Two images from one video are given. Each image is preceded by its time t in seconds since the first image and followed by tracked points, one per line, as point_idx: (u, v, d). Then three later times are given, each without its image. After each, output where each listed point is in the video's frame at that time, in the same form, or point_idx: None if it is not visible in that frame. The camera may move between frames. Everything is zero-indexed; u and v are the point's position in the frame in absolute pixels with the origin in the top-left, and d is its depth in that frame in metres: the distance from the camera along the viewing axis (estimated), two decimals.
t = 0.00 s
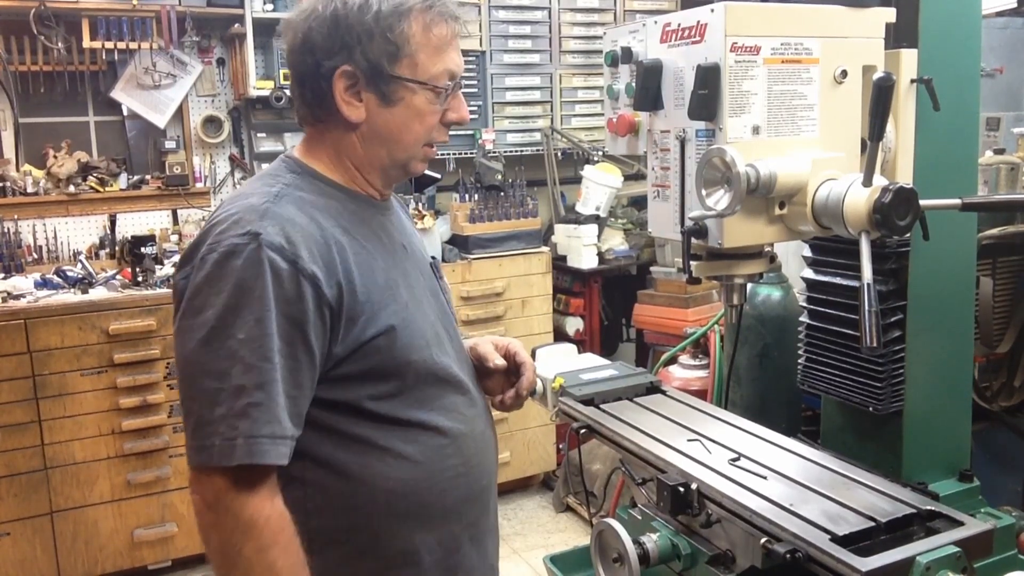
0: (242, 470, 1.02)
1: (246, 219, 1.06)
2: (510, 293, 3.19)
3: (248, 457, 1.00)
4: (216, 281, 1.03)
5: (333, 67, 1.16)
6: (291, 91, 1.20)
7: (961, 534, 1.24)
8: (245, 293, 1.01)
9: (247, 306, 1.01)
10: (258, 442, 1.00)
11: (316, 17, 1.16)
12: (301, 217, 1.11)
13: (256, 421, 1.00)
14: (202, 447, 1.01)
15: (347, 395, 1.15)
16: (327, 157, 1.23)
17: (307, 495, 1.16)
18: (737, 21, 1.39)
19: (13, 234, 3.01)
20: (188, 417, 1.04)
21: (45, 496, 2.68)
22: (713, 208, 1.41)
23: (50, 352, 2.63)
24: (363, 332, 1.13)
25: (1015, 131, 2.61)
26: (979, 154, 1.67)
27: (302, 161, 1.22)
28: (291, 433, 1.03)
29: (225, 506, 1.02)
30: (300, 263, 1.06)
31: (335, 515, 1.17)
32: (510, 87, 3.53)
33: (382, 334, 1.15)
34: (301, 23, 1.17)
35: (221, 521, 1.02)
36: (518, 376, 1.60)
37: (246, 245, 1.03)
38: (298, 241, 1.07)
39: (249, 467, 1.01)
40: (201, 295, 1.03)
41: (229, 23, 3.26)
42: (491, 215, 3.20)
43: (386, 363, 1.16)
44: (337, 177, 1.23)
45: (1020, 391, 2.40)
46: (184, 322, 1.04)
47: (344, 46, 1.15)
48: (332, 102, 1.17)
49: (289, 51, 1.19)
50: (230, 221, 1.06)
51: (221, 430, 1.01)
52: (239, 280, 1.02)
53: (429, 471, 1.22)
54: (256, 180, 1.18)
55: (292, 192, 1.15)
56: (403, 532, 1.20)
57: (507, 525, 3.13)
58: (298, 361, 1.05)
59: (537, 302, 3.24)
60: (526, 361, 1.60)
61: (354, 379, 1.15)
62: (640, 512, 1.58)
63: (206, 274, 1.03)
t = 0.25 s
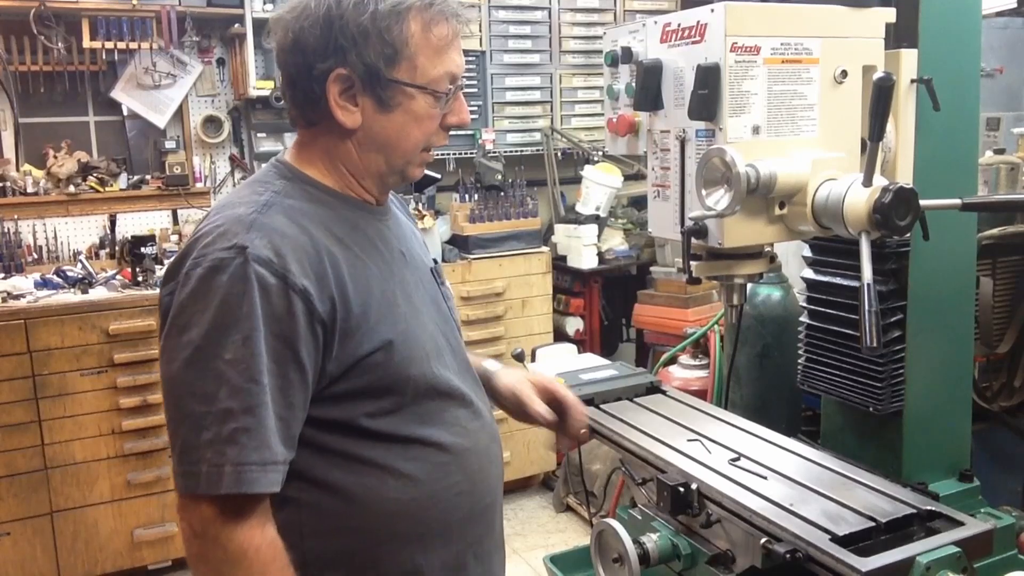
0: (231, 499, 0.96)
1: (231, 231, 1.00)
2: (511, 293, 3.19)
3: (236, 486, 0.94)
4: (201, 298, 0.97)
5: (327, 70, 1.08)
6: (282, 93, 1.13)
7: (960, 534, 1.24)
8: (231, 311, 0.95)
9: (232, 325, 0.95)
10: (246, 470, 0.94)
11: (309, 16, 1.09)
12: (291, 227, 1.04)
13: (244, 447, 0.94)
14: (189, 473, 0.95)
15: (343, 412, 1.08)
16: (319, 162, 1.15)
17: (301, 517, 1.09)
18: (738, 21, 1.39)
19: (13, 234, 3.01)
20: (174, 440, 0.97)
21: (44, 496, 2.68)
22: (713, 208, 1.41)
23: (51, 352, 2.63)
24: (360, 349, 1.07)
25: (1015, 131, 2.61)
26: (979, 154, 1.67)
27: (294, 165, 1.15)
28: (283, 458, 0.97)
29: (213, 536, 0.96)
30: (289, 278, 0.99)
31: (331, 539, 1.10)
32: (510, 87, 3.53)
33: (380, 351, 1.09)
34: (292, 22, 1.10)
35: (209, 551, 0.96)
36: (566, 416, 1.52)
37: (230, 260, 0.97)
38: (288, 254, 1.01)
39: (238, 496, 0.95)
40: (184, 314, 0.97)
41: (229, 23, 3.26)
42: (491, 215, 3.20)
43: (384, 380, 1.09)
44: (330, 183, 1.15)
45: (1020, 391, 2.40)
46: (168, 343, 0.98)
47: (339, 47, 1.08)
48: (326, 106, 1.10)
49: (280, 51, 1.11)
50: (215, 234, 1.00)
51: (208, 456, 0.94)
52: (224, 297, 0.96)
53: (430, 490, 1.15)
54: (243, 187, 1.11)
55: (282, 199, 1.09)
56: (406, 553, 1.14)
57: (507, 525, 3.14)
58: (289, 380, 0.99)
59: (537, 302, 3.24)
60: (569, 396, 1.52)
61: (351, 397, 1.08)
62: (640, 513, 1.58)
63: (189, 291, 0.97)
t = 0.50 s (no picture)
0: (206, 535, 0.95)
1: (216, 248, 0.98)
2: (510, 293, 3.19)
3: (211, 523, 0.93)
4: (183, 316, 0.95)
5: (327, 81, 1.05)
6: (281, 101, 1.10)
7: (961, 534, 1.24)
8: (212, 334, 0.93)
9: (214, 349, 0.93)
10: (221, 507, 0.93)
11: (308, 21, 1.05)
12: (280, 245, 1.02)
13: (220, 482, 0.93)
14: (166, 502, 0.95)
15: (334, 439, 1.07)
16: (319, 172, 1.13)
17: (290, 543, 1.07)
18: (737, 21, 1.38)
19: (13, 234, 3.01)
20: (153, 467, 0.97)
21: (44, 496, 2.68)
22: (713, 208, 1.41)
23: (50, 352, 2.63)
24: (352, 373, 1.04)
25: (1015, 131, 2.61)
26: (979, 154, 1.67)
27: (292, 176, 1.13)
28: (262, 492, 0.96)
29: (187, 568, 0.96)
30: (275, 299, 0.97)
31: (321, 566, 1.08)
32: (510, 87, 3.53)
33: (372, 375, 1.06)
34: (290, 27, 1.06)
35: None
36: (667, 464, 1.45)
37: (213, 279, 0.95)
38: (274, 273, 0.99)
39: (214, 534, 0.95)
40: (167, 333, 0.96)
41: (229, 23, 3.26)
42: (491, 215, 3.20)
43: (375, 405, 1.07)
44: (329, 195, 1.13)
45: (1020, 391, 2.40)
46: (150, 363, 0.97)
47: (341, 57, 1.05)
48: (328, 118, 1.07)
49: (277, 56, 1.08)
50: (200, 250, 0.99)
51: (185, 487, 0.94)
52: (206, 318, 0.94)
53: (425, 519, 1.14)
54: (237, 197, 1.09)
55: (275, 214, 1.07)
56: None
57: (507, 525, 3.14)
58: (274, 408, 0.97)
59: (537, 302, 3.24)
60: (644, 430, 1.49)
61: (342, 423, 1.07)
62: (640, 512, 1.58)
63: (171, 310, 0.96)
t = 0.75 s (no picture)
0: (183, 557, 0.96)
1: (207, 258, 0.98)
2: (510, 293, 3.19)
3: (187, 546, 0.94)
4: (171, 328, 0.95)
5: (333, 87, 1.05)
6: (286, 108, 1.10)
7: (960, 534, 1.24)
8: (198, 348, 0.94)
9: (200, 365, 0.94)
10: (198, 531, 0.94)
11: (313, 26, 1.05)
12: (274, 257, 1.01)
13: (200, 503, 0.94)
14: (148, 519, 0.96)
15: (327, 458, 1.07)
16: (325, 179, 1.13)
17: (281, 561, 1.07)
18: (737, 21, 1.38)
19: (13, 234, 3.01)
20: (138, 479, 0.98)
21: (44, 496, 2.68)
22: (713, 208, 1.42)
23: (50, 352, 2.63)
24: (347, 391, 1.04)
25: (1015, 131, 2.61)
26: (979, 154, 1.67)
27: (295, 183, 1.12)
28: (244, 515, 0.96)
29: None
30: (264, 314, 0.97)
31: None
32: (510, 87, 3.53)
33: (367, 393, 1.06)
34: (295, 32, 1.06)
35: None
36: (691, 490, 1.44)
37: (201, 292, 0.95)
38: (265, 287, 0.98)
39: (191, 558, 0.95)
40: (154, 344, 0.96)
41: (229, 23, 3.26)
42: (491, 215, 3.19)
43: (369, 423, 1.07)
44: (334, 203, 1.13)
45: (1020, 391, 2.40)
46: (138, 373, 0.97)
47: (347, 63, 1.04)
48: (334, 125, 1.07)
49: (282, 61, 1.08)
50: (191, 260, 0.99)
51: (166, 506, 0.95)
52: (192, 332, 0.94)
53: (422, 540, 1.13)
54: (236, 203, 1.09)
55: (273, 223, 1.06)
56: None
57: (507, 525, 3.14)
58: (263, 426, 0.97)
59: (537, 302, 3.24)
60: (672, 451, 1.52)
61: (338, 441, 1.07)
62: (640, 512, 1.58)
63: (160, 321, 0.96)
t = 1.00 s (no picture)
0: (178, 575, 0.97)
1: (206, 268, 0.98)
2: (510, 294, 3.19)
3: (181, 564, 0.94)
4: (171, 337, 0.96)
5: (350, 93, 1.04)
6: (297, 114, 1.09)
7: (961, 534, 1.24)
8: (196, 360, 0.94)
9: (197, 378, 0.94)
10: (193, 548, 0.94)
11: (330, 29, 1.03)
12: (277, 268, 1.01)
13: (196, 520, 0.94)
14: (145, 533, 0.97)
15: (327, 472, 1.07)
16: (335, 185, 1.12)
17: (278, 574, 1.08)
18: (737, 21, 1.38)
19: (13, 234, 3.01)
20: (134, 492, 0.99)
21: (44, 496, 2.68)
22: (713, 208, 1.42)
23: (50, 352, 2.63)
24: (349, 406, 1.04)
25: (1015, 131, 2.61)
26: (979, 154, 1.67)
27: (302, 189, 1.11)
28: (241, 532, 0.96)
29: None
30: (265, 326, 0.96)
31: None
32: (510, 87, 3.53)
33: (369, 408, 1.05)
34: (309, 36, 1.04)
35: None
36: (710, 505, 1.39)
37: (200, 303, 0.95)
38: (266, 299, 0.98)
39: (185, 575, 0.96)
40: (152, 353, 0.96)
41: (229, 23, 3.26)
42: (491, 215, 3.21)
43: (371, 438, 1.07)
44: (342, 212, 1.12)
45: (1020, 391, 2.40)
46: (136, 383, 0.97)
47: (366, 69, 1.04)
48: (350, 132, 1.07)
49: (295, 64, 1.06)
50: (191, 268, 0.98)
51: (162, 519, 0.96)
52: (190, 344, 0.94)
53: (422, 557, 1.13)
54: (240, 208, 1.08)
55: (277, 230, 1.05)
56: None
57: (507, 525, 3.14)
58: (262, 441, 0.97)
59: (537, 302, 3.23)
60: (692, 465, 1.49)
61: (341, 457, 1.07)
62: (640, 512, 1.57)
63: (158, 330, 0.96)
